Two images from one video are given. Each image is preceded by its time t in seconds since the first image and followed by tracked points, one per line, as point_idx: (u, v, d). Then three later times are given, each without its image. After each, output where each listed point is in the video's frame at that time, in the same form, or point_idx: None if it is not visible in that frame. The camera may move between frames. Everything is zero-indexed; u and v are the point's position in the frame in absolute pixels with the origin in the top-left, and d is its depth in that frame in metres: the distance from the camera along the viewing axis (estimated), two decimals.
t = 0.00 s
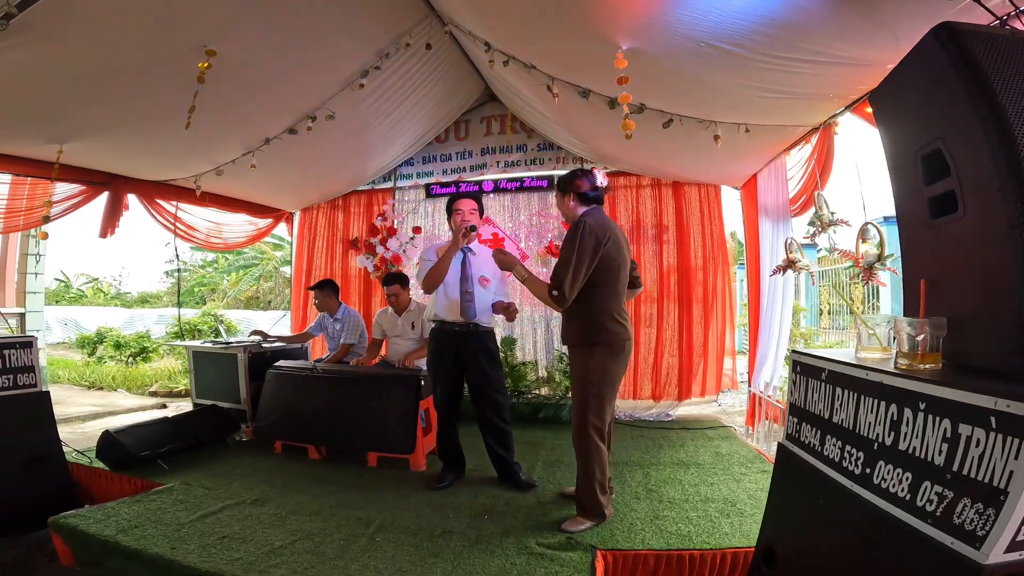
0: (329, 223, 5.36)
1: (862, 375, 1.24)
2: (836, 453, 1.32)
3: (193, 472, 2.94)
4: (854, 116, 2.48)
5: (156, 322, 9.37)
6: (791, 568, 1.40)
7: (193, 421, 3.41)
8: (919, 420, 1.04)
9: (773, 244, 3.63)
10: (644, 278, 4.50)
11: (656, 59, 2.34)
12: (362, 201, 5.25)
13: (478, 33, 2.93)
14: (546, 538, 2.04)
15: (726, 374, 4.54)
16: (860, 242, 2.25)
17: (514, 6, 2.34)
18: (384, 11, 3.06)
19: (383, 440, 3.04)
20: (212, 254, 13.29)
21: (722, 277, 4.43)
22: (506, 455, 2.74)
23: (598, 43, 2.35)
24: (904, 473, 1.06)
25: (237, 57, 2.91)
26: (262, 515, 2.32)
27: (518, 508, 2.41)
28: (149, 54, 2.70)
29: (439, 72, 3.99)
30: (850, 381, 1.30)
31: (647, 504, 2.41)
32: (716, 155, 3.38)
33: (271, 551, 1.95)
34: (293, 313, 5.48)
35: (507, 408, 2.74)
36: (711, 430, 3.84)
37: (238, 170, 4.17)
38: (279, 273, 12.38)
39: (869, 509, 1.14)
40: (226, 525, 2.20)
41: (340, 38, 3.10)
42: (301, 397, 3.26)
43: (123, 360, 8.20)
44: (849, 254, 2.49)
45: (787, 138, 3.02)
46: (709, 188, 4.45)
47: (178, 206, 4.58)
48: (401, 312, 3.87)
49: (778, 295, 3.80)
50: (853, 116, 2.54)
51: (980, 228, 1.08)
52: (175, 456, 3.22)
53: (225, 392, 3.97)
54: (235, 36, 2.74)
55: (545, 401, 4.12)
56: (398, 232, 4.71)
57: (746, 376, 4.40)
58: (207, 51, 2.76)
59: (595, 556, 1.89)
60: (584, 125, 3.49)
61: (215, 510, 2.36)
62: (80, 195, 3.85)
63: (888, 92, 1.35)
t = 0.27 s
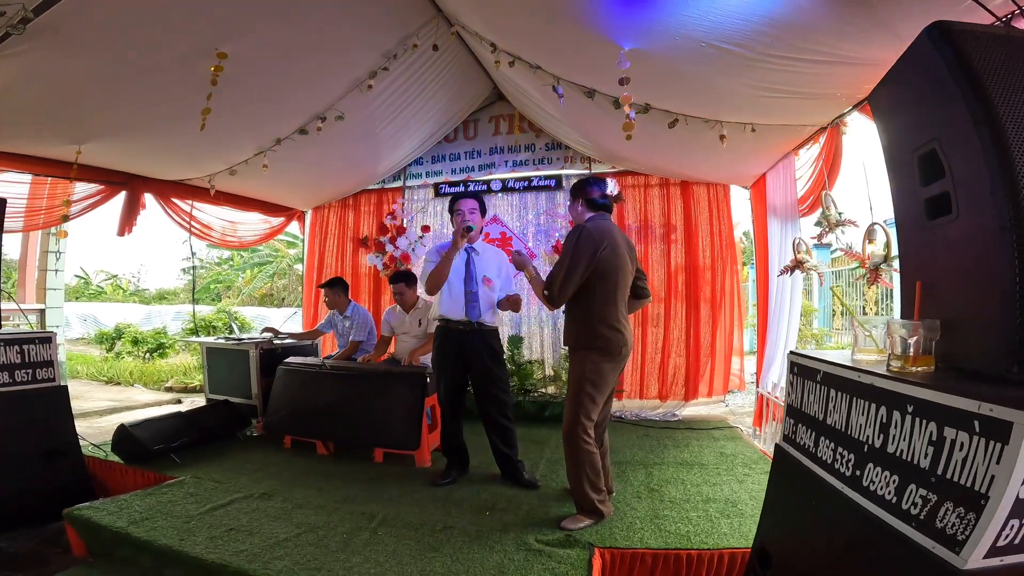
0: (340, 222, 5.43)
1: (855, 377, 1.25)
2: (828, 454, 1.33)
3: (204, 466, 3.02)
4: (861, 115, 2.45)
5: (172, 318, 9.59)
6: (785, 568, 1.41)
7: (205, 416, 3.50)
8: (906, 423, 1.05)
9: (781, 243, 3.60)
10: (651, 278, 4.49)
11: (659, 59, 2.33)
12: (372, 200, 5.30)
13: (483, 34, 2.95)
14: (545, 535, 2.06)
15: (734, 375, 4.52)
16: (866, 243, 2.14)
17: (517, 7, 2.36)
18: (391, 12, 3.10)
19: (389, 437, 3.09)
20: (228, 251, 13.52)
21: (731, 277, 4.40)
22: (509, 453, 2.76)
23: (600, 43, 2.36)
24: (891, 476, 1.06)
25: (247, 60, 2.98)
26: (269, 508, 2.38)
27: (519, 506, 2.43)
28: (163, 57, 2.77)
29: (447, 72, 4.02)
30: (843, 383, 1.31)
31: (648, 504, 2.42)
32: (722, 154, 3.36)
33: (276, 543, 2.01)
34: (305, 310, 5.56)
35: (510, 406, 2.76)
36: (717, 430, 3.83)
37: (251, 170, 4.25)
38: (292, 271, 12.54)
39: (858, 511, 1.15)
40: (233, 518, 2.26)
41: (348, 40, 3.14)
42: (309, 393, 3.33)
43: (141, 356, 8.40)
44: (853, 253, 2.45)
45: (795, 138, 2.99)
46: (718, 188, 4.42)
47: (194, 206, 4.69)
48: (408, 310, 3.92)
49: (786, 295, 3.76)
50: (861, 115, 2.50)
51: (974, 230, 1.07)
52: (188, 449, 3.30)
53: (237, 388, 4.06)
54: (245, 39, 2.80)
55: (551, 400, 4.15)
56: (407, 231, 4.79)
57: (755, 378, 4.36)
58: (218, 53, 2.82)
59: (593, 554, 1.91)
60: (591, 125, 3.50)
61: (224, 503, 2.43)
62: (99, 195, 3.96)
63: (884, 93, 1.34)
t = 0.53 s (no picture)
0: (348, 221, 5.50)
1: (844, 380, 1.27)
2: (817, 455, 1.35)
3: (213, 461, 3.09)
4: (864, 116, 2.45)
5: (185, 316, 9.77)
6: (776, 568, 1.43)
7: (215, 412, 3.57)
8: (890, 426, 1.07)
9: (786, 244, 3.57)
10: (656, 278, 4.50)
11: (659, 61, 2.35)
12: (380, 200, 5.36)
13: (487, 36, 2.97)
14: (543, 533, 2.09)
15: (739, 375, 4.50)
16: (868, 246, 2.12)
17: (518, 11, 2.39)
18: (397, 15, 3.14)
19: (393, 434, 3.13)
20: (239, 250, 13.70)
21: (736, 278, 4.39)
22: (510, 451, 2.80)
23: (600, 46, 2.37)
24: (874, 478, 1.09)
25: (256, 64, 3.04)
26: (275, 503, 2.44)
27: (520, 503, 2.46)
28: (174, 61, 2.83)
29: (452, 74, 4.05)
30: (833, 385, 1.33)
31: (647, 503, 2.44)
32: (726, 155, 3.36)
33: (280, 537, 2.06)
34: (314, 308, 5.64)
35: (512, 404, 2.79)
36: (721, 431, 3.83)
37: (261, 171, 4.33)
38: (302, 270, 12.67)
39: (843, 512, 1.17)
40: (240, 512, 2.32)
41: (354, 42, 3.19)
42: (317, 390, 3.38)
43: (154, 353, 8.57)
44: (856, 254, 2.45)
45: (800, 139, 2.97)
46: (724, 188, 4.41)
47: (206, 206, 4.78)
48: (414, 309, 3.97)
49: (790, 296, 3.75)
50: (865, 116, 2.49)
51: (961, 235, 1.08)
52: (198, 445, 3.38)
53: (246, 385, 4.13)
54: (253, 43, 2.86)
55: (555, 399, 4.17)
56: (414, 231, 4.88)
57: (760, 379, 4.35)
58: (228, 57, 2.89)
59: (589, 552, 1.94)
60: (595, 127, 3.51)
61: (232, 497, 2.49)
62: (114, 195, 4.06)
63: (876, 97, 1.35)
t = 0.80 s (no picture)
0: (346, 222, 5.52)
1: (831, 379, 1.30)
2: (805, 453, 1.38)
3: (212, 460, 3.11)
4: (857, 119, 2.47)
5: (183, 315, 9.79)
6: (766, 563, 1.45)
7: (213, 411, 3.59)
8: (873, 424, 1.10)
9: (781, 245, 3.61)
10: (653, 278, 4.53)
11: (654, 64, 2.37)
12: (378, 200, 5.38)
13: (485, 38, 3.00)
14: (539, 530, 2.12)
15: (735, 375, 4.53)
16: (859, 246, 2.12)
17: (515, 13, 2.41)
18: (395, 16, 3.17)
19: (391, 433, 3.16)
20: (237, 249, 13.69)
21: (732, 278, 4.42)
22: (506, 450, 2.82)
23: (595, 48, 2.40)
24: (858, 475, 1.12)
25: (255, 65, 3.06)
26: (273, 502, 2.46)
27: (516, 501, 2.49)
28: (173, 62, 2.85)
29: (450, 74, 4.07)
30: (820, 384, 1.35)
31: (641, 501, 2.47)
32: (721, 157, 3.39)
33: (279, 535, 2.08)
34: (312, 308, 5.66)
35: (508, 405, 2.82)
36: (716, 430, 3.86)
37: (259, 171, 4.35)
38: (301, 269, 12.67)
39: (829, 508, 1.20)
40: (239, 510, 2.34)
41: (353, 43, 3.21)
42: (315, 390, 3.41)
43: (152, 353, 8.58)
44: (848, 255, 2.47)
45: (795, 141, 3.00)
46: (720, 189, 4.44)
47: (204, 206, 4.78)
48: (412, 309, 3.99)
49: (785, 296, 3.79)
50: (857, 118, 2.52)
51: (942, 237, 1.11)
52: (197, 444, 3.40)
53: (244, 384, 4.15)
54: (252, 44, 2.88)
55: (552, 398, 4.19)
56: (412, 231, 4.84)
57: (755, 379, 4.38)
58: (228, 59, 2.91)
59: (584, 549, 1.97)
60: (592, 128, 3.54)
61: (230, 496, 2.51)
62: (113, 195, 4.08)
63: (862, 100, 1.38)
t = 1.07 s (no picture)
0: (345, 223, 5.52)
1: (832, 382, 1.33)
2: (806, 454, 1.41)
3: (212, 463, 3.11)
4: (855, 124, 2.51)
5: (177, 316, 9.75)
6: (768, 563, 1.48)
7: (212, 414, 3.59)
8: (874, 425, 1.13)
9: (777, 248, 3.65)
10: (650, 280, 4.57)
11: (655, 69, 2.40)
12: (376, 202, 5.38)
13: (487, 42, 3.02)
14: (542, 531, 2.14)
15: (731, 377, 4.57)
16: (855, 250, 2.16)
17: (518, 18, 2.43)
18: (397, 19, 3.18)
19: (392, 435, 3.16)
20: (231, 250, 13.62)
21: (728, 281, 4.47)
22: (507, 450, 2.84)
23: (598, 54, 2.43)
24: (860, 474, 1.15)
25: (256, 66, 3.06)
26: (275, 504, 2.47)
27: (519, 502, 2.51)
28: (175, 64, 2.86)
29: (449, 77, 4.09)
30: (821, 386, 1.39)
31: (642, 502, 2.50)
32: (719, 161, 3.43)
33: (283, 537, 2.09)
34: (309, 309, 5.65)
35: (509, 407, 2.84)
36: (714, 431, 3.89)
37: (258, 173, 4.34)
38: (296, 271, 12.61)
39: (831, 507, 1.23)
40: (242, 513, 2.34)
41: (354, 46, 3.23)
42: (316, 392, 3.41)
43: (146, 354, 8.53)
44: (844, 259, 2.52)
45: (792, 145, 3.05)
46: (717, 192, 4.49)
47: (202, 207, 4.79)
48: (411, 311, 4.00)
49: (781, 298, 3.83)
50: (854, 124, 2.57)
51: (940, 244, 1.14)
52: (196, 447, 3.39)
53: (243, 386, 4.15)
54: (254, 46, 2.89)
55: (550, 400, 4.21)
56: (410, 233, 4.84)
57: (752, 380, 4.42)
58: (229, 60, 2.91)
59: (587, 549, 2.00)
60: (592, 132, 3.57)
61: (232, 498, 2.51)
62: (111, 196, 4.07)
63: (863, 108, 1.41)
